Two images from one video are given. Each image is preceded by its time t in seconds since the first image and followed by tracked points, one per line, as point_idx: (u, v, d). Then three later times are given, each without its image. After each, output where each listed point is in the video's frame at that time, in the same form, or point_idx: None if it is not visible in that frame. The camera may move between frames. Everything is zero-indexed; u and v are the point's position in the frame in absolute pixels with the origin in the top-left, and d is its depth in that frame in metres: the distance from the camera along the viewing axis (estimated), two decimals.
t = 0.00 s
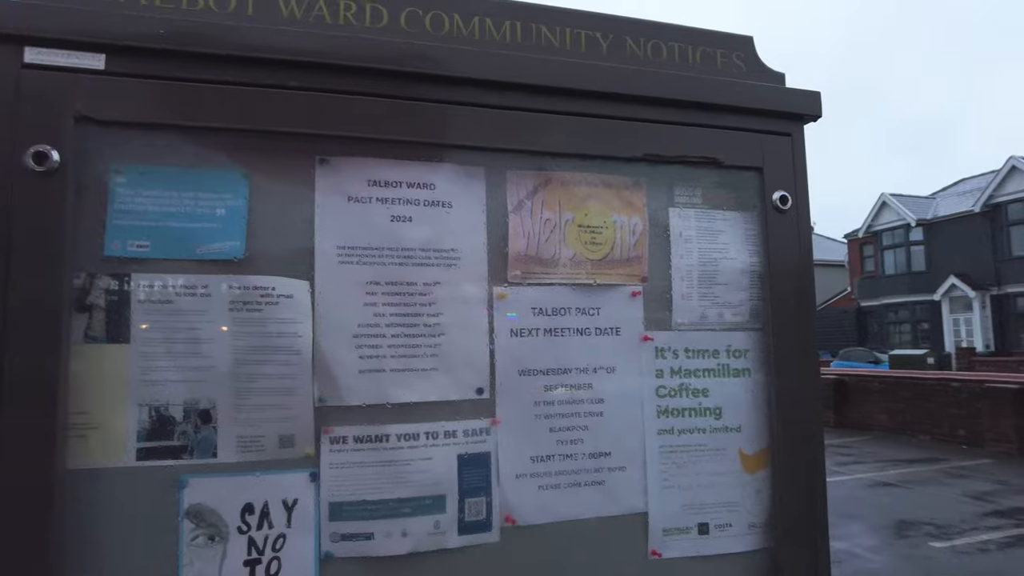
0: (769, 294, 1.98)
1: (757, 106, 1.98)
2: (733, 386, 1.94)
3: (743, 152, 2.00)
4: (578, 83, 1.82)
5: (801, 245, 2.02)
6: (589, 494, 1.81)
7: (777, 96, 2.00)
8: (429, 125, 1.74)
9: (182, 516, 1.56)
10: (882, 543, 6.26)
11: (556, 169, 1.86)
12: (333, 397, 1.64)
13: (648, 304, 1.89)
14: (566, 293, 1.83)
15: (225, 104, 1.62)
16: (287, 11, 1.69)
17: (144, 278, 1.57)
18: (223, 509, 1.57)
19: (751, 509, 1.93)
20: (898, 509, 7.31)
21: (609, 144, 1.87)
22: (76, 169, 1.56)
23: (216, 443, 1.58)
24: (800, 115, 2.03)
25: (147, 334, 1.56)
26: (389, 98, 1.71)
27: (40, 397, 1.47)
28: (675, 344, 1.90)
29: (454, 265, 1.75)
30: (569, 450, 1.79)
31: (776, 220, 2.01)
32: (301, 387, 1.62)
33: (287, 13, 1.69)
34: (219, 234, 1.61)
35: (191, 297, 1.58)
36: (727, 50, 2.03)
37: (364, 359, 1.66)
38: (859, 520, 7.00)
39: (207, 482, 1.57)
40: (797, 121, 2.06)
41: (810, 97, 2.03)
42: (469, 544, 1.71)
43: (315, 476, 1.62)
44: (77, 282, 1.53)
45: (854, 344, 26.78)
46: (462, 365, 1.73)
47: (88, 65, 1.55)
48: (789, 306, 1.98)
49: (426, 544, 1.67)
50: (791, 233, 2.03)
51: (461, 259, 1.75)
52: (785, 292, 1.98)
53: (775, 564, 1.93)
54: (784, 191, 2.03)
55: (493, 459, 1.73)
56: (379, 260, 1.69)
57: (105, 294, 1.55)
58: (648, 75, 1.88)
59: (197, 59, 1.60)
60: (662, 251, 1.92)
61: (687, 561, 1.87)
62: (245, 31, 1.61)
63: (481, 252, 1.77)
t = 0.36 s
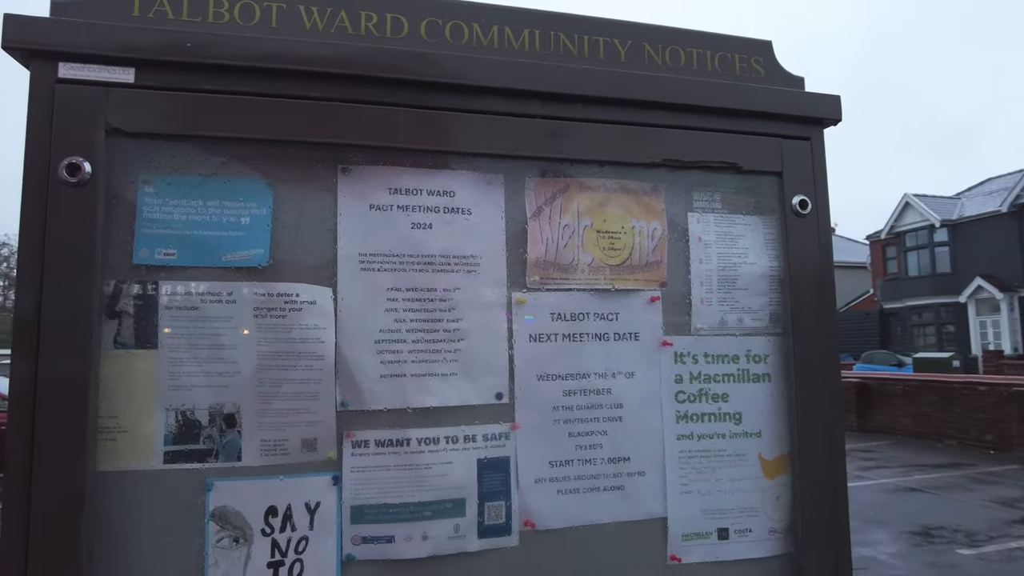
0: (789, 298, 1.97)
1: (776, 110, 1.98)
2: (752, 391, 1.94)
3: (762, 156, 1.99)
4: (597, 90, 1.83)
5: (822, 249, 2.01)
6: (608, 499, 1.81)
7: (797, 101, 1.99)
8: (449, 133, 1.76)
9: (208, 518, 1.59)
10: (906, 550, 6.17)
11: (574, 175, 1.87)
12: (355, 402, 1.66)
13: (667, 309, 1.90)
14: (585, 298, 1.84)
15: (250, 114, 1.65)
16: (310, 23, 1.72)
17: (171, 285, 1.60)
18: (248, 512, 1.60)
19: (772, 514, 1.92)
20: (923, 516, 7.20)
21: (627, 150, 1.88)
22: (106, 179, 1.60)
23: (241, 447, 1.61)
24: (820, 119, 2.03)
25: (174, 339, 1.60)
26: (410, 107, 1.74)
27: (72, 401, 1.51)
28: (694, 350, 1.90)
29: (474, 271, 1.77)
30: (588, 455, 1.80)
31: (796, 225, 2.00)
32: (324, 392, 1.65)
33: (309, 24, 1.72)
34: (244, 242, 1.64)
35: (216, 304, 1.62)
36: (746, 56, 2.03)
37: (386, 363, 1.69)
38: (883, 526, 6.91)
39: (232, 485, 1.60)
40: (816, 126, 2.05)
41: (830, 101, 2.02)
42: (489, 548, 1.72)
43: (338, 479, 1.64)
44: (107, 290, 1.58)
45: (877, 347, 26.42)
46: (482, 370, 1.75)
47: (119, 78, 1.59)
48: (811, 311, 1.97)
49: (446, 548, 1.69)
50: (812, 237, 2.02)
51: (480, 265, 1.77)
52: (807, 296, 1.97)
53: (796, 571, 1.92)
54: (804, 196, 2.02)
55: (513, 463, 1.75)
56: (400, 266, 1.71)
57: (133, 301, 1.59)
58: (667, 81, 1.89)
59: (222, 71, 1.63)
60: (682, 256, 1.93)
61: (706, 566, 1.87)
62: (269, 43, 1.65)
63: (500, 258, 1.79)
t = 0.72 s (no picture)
0: (803, 300, 1.94)
1: (789, 109, 1.95)
2: (766, 394, 1.91)
3: (775, 156, 1.97)
4: (607, 90, 1.81)
5: (836, 250, 1.98)
6: (619, 503, 1.79)
7: (810, 99, 1.97)
8: (458, 134, 1.75)
9: (218, 521, 1.59)
10: (925, 555, 6.08)
11: (584, 176, 1.85)
12: (364, 404, 1.66)
13: (679, 311, 1.88)
14: (595, 300, 1.82)
15: (259, 117, 1.65)
16: (319, 26, 1.72)
17: (181, 287, 1.61)
18: (257, 514, 1.60)
19: (786, 519, 1.90)
20: (942, 520, 7.09)
21: (637, 150, 1.87)
22: (117, 182, 1.61)
23: (250, 450, 1.61)
24: (834, 118, 2.00)
25: (184, 342, 1.60)
26: (419, 108, 1.73)
27: (84, 403, 1.51)
28: (707, 352, 1.88)
29: (483, 273, 1.76)
30: (599, 458, 1.79)
31: (810, 225, 1.97)
32: (333, 394, 1.65)
33: (318, 27, 1.72)
34: (253, 245, 1.65)
35: (226, 306, 1.62)
36: (758, 54, 2.00)
37: (395, 366, 1.68)
38: (902, 530, 6.81)
39: (242, 487, 1.60)
40: (830, 124, 2.02)
41: (844, 99, 1.99)
42: (499, 551, 1.71)
43: (347, 482, 1.64)
44: (117, 293, 1.59)
45: (895, 348, 26.11)
46: (492, 372, 1.74)
47: (129, 82, 1.60)
48: (826, 313, 1.94)
49: (456, 551, 1.68)
50: (827, 238, 1.99)
51: (490, 267, 1.76)
52: (822, 298, 1.94)
53: None
54: (818, 195, 1.99)
55: (522, 466, 1.73)
56: (408, 268, 1.71)
57: (144, 304, 1.59)
58: (677, 80, 1.87)
59: (232, 74, 1.64)
60: (693, 257, 1.90)
61: (719, 571, 1.84)
62: (277, 45, 1.65)
63: (510, 260, 1.78)
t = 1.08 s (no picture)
0: (819, 302, 1.93)
1: (805, 110, 1.94)
2: (781, 397, 1.90)
3: (790, 157, 1.95)
4: (620, 92, 1.81)
5: (853, 252, 1.96)
6: (633, 507, 1.79)
7: (826, 100, 1.95)
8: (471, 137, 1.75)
9: (234, 523, 1.60)
10: (942, 559, 6.02)
11: (598, 179, 1.85)
12: (379, 407, 1.66)
13: (693, 314, 1.87)
14: (609, 303, 1.82)
15: (275, 122, 1.66)
16: (333, 30, 1.73)
17: (197, 291, 1.62)
18: (273, 517, 1.61)
19: (802, 523, 1.88)
20: (959, 523, 7.02)
21: (651, 152, 1.86)
22: (134, 188, 1.62)
23: (266, 452, 1.62)
24: (850, 118, 1.98)
25: (201, 345, 1.61)
26: (433, 112, 1.74)
27: (103, 407, 1.53)
28: (722, 355, 1.87)
29: (497, 276, 1.76)
30: (614, 462, 1.78)
31: (825, 226, 1.96)
32: (348, 397, 1.65)
33: (333, 31, 1.73)
34: (269, 249, 1.65)
35: (241, 310, 1.63)
36: (773, 55, 1.99)
37: (409, 369, 1.69)
38: (918, 533, 6.75)
39: (258, 490, 1.61)
40: (846, 125, 2.00)
41: (860, 99, 1.98)
42: (513, 554, 1.71)
43: (362, 485, 1.65)
44: (135, 297, 1.60)
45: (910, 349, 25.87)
46: (505, 376, 1.74)
47: (146, 89, 1.62)
48: (843, 315, 1.92)
49: (470, 554, 1.68)
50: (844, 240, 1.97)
51: (503, 270, 1.76)
52: (838, 301, 1.92)
53: None
54: (834, 197, 1.98)
55: (537, 470, 1.73)
56: (423, 272, 1.71)
57: (161, 307, 1.61)
58: (692, 82, 1.86)
59: (247, 79, 1.65)
60: (708, 259, 1.90)
61: None
62: (292, 50, 1.66)
63: (523, 263, 1.78)
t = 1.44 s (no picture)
0: (832, 306, 1.94)
1: (817, 115, 1.95)
2: (795, 400, 1.91)
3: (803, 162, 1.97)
4: (633, 98, 1.83)
5: (866, 256, 1.97)
6: (647, 509, 1.80)
7: (838, 104, 1.96)
8: (487, 143, 1.78)
9: (254, 524, 1.63)
10: (956, 563, 5.98)
11: (611, 184, 1.87)
12: (396, 410, 1.69)
13: (707, 318, 1.88)
14: (623, 306, 1.83)
15: (293, 129, 1.69)
16: (350, 39, 1.76)
17: (218, 295, 1.65)
18: (293, 518, 1.64)
19: (816, 526, 1.89)
20: (973, 528, 6.97)
21: (664, 157, 1.88)
22: (157, 194, 1.66)
23: (285, 454, 1.65)
24: (862, 123, 1.99)
25: (221, 348, 1.64)
26: (449, 119, 1.76)
27: (127, 409, 1.56)
28: (735, 358, 1.88)
29: (511, 280, 1.78)
30: (628, 464, 1.80)
31: (838, 230, 1.96)
32: (366, 400, 1.68)
33: (350, 40, 1.76)
34: (288, 254, 1.68)
35: (261, 314, 1.66)
36: (785, 60, 2.00)
37: (426, 372, 1.71)
38: (932, 537, 6.71)
39: (277, 491, 1.64)
40: (859, 129, 2.01)
41: (872, 104, 1.99)
42: (528, 556, 1.73)
43: (380, 486, 1.67)
44: (157, 302, 1.63)
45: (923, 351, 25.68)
46: (520, 379, 1.76)
47: (169, 98, 1.65)
48: (857, 319, 1.92)
49: (486, 555, 1.70)
50: (857, 244, 1.98)
51: (518, 274, 1.78)
52: (852, 305, 1.92)
53: None
54: (847, 201, 1.99)
55: (552, 472, 1.75)
56: (439, 276, 1.74)
57: (182, 311, 1.64)
58: (704, 87, 1.87)
59: (267, 87, 1.68)
60: (721, 263, 1.91)
61: None
62: (310, 59, 1.68)
63: (538, 267, 1.80)
